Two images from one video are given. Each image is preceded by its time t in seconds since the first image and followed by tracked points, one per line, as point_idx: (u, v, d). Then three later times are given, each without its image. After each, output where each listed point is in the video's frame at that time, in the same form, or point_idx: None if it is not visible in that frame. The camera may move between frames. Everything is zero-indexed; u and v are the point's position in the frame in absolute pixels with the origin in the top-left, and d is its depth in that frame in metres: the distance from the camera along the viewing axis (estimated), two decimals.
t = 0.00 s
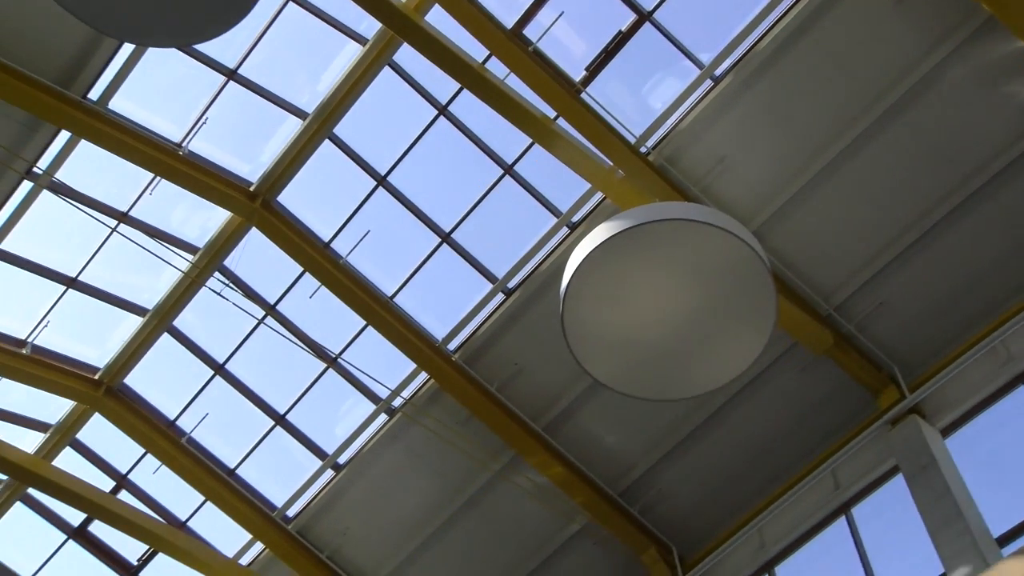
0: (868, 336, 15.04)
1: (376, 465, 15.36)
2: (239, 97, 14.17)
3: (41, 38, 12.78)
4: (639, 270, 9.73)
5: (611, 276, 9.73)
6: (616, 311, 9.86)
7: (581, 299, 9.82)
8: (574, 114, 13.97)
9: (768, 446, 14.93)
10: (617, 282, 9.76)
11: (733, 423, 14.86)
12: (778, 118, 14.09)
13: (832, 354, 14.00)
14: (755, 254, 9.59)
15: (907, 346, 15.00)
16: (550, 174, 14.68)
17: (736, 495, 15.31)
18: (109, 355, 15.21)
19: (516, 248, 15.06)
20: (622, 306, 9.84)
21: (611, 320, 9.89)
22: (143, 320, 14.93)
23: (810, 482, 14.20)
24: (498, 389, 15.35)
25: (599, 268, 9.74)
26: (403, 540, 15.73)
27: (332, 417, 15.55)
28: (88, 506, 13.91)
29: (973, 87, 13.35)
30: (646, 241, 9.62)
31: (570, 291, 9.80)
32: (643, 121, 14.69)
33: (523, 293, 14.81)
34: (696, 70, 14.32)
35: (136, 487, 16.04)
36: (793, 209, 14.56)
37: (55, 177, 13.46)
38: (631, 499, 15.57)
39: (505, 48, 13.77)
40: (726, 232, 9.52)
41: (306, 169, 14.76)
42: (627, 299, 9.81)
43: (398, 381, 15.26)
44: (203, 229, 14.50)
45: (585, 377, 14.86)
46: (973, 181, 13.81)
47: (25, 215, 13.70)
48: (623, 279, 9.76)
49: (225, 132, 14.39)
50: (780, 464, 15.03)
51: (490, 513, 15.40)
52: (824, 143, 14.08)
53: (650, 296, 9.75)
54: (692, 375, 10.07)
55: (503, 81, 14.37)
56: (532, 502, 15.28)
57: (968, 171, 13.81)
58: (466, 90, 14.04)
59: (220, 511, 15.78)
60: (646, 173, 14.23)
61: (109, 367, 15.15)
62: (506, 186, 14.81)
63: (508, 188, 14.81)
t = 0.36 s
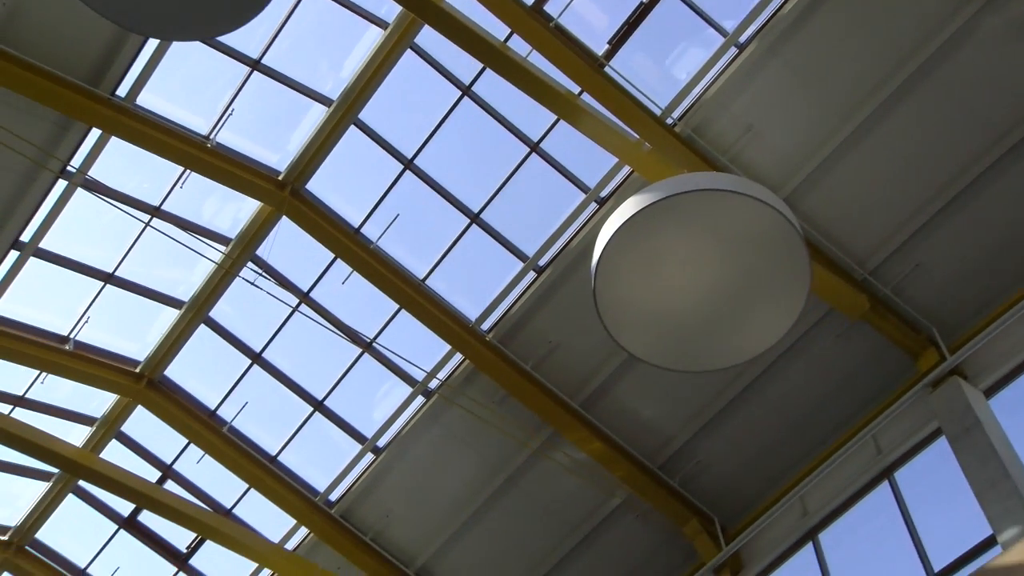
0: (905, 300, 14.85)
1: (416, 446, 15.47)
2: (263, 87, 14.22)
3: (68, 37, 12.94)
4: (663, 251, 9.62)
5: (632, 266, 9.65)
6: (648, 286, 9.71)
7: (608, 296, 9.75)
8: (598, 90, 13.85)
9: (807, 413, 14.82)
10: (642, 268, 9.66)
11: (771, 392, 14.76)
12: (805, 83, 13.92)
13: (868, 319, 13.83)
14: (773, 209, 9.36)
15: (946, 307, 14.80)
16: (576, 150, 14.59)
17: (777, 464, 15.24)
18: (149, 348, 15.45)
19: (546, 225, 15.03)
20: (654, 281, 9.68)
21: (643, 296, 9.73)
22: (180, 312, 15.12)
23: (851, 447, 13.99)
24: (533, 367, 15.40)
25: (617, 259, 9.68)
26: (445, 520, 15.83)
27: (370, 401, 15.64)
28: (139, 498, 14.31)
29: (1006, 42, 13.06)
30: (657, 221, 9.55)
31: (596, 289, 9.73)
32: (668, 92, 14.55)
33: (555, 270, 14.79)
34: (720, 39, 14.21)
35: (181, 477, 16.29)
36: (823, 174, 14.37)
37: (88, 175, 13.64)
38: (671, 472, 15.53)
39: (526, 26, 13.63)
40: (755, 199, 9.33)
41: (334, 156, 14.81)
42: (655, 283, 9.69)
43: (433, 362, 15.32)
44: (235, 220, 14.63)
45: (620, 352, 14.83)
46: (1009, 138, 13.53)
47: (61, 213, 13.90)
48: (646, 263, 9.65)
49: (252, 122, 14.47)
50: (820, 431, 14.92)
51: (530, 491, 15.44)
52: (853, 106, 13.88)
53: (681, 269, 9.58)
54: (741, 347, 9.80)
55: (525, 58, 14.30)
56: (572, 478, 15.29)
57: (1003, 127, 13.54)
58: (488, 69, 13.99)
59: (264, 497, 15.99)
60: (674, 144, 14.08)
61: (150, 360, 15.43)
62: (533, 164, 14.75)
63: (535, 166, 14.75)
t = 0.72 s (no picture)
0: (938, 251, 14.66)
1: (450, 414, 15.58)
2: (284, 61, 14.19)
3: (92, 17, 13.05)
4: (690, 212, 9.53)
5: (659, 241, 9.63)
6: (676, 247, 9.67)
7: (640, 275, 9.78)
8: (619, 51, 13.66)
9: (841, 369, 14.73)
10: (670, 240, 9.64)
11: (803, 349, 14.69)
12: (830, 35, 13.69)
13: (901, 272, 13.63)
14: (795, 163, 9.23)
15: (980, 257, 14.57)
16: (599, 112, 14.47)
17: (811, 422, 15.16)
18: (182, 325, 15.62)
19: (571, 189, 14.94)
20: (682, 243, 9.66)
21: (671, 257, 9.71)
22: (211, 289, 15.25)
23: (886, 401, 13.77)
24: (563, 333, 15.40)
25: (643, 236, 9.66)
26: (481, 486, 15.94)
27: (402, 371, 15.71)
28: (180, 474, 14.58)
29: None
30: (678, 192, 9.46)
31: (626, 268, 9.78)
32: (691, 50, 14.32)
33: (583, 234, 14.75)
34: None
35: (219, 451, 16.52)
36: (851, 128, 14.15)
37: (115, 156, 13.74)
38: (705, 432, 15.52)
39: None
40: (782, 155, 9.20)
41: (357, 127, 14.79)
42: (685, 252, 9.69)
43: (463, 331, 15.32)
44: (261, 195, 14.68)
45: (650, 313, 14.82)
46: None
47: (92, 195, 14.04)
48: (674, 235, 9.62)
49: (274, 97, 14.47)
50: (854, 387, 14.82)
51: (565, 455, 15.51)
52: (880, 57, 13.64)
53: (709, 229, 9.54)
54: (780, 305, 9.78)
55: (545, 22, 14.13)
56: (606, 442, 15.33)
57: None
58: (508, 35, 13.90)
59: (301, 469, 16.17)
60: (698, 103, 13.88)
61: (183, 338, 15.58)
62: (556, 129, 14.64)
63: (558, 131, 14.65)
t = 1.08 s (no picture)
0: (970, 208, 14.12)
1: (479, 387, 15.64)
2: (302, 40, 14.16)
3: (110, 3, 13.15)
4: (713, 179, 9.48)
5: (680, 211, 9.60)
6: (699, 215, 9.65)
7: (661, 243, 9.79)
8: (640, 19, 13.37)
9: (871, 331, 14.59)
10: (691, 207, 9.61)
11: (832, 312, 14.56)
12: None
13: (930, 231, 13.46)
14: (817, 123, 9.08)
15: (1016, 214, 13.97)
16: (619, 81, 14.33)
17: (843, 384, 15.05)
18: (212, 307, 15.74)
19: (593, 159, 14.84)
20: (705, 210, 9.63)
21: (695, 224, 9.70)
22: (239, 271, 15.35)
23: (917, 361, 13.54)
24: (590, 303, 15.37)
25: (664, 205, 9.59)
26: (513, 457, 16.01)
27: (430, 346, 15.72)
28: (216, 454, 14.76)
29: None
30: (697, 158, 9.41)
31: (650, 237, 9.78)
32: (710, 14, 13.98)
33: (607, 204, 14.70)
34: None
35: (253, 431, 16.70)
36: (876, 87, 13.75)
37: (140, 141, 13.81)
38: (736, 398, 15.48)
39: None
40: (805, 118, 9.07)
41: (377, 104, 14.74)
42: (707, 218, 9.65)
43: (490, 304, 15.33)
44: (284, 175, 14.71)
45: (676, 281, 14.75)
46: None
47: (117, 180, 14.13)
48: (695, 203, 9.58)
49: (294, 76, 14.47)
50: (885, 348, 14.68)
51: (595, 424, 15.53)
52: (907, 14, 13.21)
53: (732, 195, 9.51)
54: (809, 269, 9.64)
55: None
56: (636, 410, 15.34)
57: None
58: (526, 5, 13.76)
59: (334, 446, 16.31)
60: (719, 69, 13.58)
61: (212, 319, 15.72)
62: (576, 99, 14.52)
63: (578, 101, 14.52)
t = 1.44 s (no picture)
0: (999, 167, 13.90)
1: (504, 360, 15.67)
2: (318, 17, 14.08)
3: None
4: (735, 143, 9.92)
5: (703, 173, 10.11)
6: (721, 176, 10.15)
7: (687, 204, 10.40)
8: None
9: (898, 293, 14.47)
10: (715, 170, 10.11)
11: (857, 275, 14.45)
12: None
13: (956, 190, 13.27)
14: (838, 84, 9.39)
15: None
16: (638, 49, 14.16)
17: (870, 347, 14.96)
18: (237, 287, 15.85)
19: (613, 128, 14.70)
20: (727, 172, 10.12)
21: (717, 185, 10.22)
22: (263, 250, 15.45)
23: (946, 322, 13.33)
24: (614, 273, 15.34)
25: (688, 170, 10.12)
26: (540, 428, 16.07)
27: (454, 320, 15.73)
28: (245, 433, 14.90)
29: None
30: (719, 124, 9.82)
31: (673, 199, 10.34)
32: None
33: (628, 173, 14.62)
34: None
35: (281, 408, 16.84)
36: (900, 47, 13.54)
37: (160, 123, 13.87)
38: (762, 364, 15.44)
39: None
40: (828, 81, 9.39)
41: (395, 80, 14.69)
42: (730, 180, 10.18)
43: (513, 277, 15.30)
44: (305, 153, 14.74)
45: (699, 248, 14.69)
46: None
47: (140, 162, 14.21)
48: (716, 165, 10.07)
49: (311, 53, 14.41)
50: (912, 309, 14.56)
51: (621, 394, 15.55)
52: None
53: (753, 157, 9.97)
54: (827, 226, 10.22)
55: None
56: (662, 379, 15.34)
57: None
58: None
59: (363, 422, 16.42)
60: (739, 35, 13.35)
61: (238, 299, 15.84)
62: (594, 69, 14.36)
63: (597, 71, 14.37)
